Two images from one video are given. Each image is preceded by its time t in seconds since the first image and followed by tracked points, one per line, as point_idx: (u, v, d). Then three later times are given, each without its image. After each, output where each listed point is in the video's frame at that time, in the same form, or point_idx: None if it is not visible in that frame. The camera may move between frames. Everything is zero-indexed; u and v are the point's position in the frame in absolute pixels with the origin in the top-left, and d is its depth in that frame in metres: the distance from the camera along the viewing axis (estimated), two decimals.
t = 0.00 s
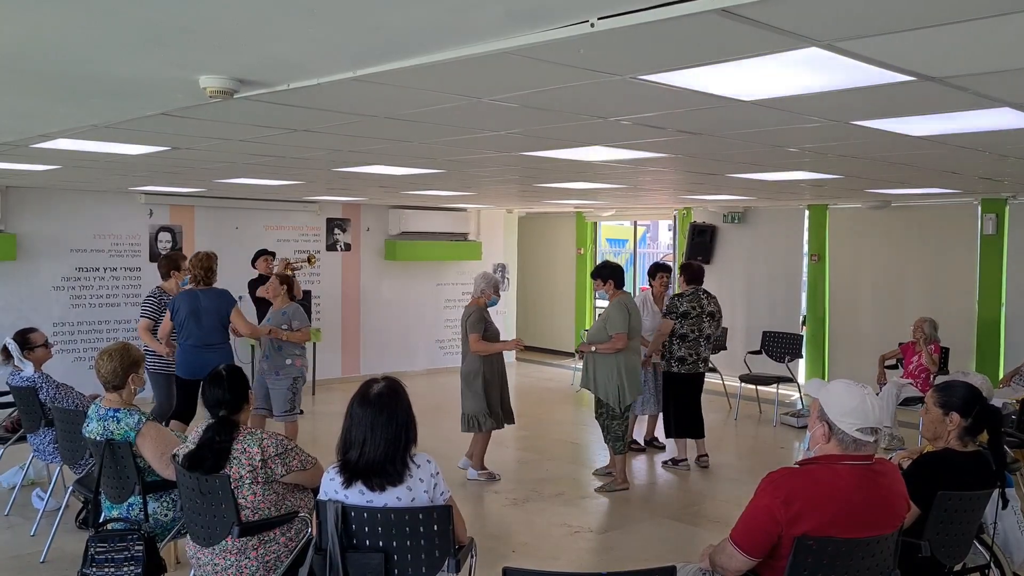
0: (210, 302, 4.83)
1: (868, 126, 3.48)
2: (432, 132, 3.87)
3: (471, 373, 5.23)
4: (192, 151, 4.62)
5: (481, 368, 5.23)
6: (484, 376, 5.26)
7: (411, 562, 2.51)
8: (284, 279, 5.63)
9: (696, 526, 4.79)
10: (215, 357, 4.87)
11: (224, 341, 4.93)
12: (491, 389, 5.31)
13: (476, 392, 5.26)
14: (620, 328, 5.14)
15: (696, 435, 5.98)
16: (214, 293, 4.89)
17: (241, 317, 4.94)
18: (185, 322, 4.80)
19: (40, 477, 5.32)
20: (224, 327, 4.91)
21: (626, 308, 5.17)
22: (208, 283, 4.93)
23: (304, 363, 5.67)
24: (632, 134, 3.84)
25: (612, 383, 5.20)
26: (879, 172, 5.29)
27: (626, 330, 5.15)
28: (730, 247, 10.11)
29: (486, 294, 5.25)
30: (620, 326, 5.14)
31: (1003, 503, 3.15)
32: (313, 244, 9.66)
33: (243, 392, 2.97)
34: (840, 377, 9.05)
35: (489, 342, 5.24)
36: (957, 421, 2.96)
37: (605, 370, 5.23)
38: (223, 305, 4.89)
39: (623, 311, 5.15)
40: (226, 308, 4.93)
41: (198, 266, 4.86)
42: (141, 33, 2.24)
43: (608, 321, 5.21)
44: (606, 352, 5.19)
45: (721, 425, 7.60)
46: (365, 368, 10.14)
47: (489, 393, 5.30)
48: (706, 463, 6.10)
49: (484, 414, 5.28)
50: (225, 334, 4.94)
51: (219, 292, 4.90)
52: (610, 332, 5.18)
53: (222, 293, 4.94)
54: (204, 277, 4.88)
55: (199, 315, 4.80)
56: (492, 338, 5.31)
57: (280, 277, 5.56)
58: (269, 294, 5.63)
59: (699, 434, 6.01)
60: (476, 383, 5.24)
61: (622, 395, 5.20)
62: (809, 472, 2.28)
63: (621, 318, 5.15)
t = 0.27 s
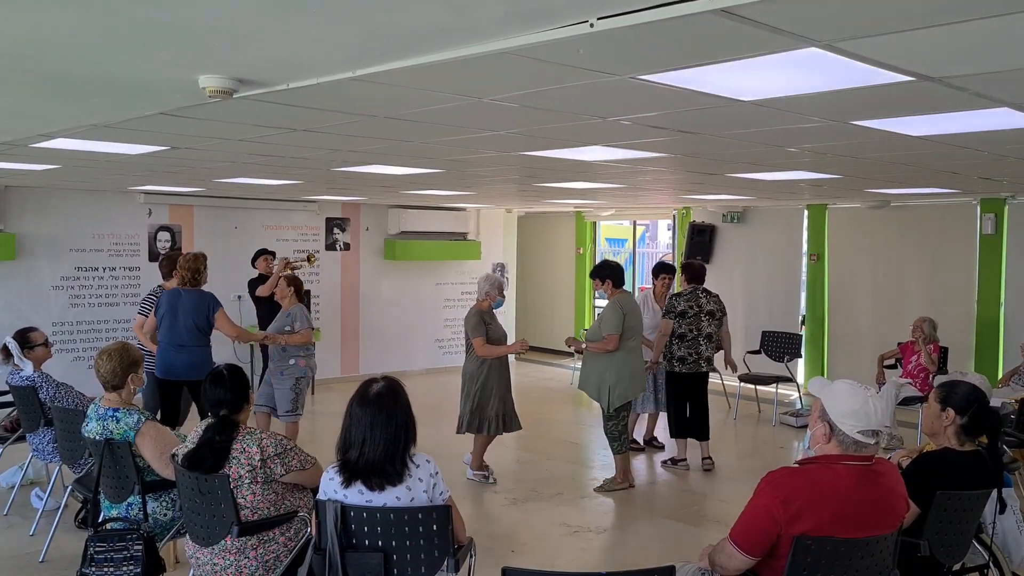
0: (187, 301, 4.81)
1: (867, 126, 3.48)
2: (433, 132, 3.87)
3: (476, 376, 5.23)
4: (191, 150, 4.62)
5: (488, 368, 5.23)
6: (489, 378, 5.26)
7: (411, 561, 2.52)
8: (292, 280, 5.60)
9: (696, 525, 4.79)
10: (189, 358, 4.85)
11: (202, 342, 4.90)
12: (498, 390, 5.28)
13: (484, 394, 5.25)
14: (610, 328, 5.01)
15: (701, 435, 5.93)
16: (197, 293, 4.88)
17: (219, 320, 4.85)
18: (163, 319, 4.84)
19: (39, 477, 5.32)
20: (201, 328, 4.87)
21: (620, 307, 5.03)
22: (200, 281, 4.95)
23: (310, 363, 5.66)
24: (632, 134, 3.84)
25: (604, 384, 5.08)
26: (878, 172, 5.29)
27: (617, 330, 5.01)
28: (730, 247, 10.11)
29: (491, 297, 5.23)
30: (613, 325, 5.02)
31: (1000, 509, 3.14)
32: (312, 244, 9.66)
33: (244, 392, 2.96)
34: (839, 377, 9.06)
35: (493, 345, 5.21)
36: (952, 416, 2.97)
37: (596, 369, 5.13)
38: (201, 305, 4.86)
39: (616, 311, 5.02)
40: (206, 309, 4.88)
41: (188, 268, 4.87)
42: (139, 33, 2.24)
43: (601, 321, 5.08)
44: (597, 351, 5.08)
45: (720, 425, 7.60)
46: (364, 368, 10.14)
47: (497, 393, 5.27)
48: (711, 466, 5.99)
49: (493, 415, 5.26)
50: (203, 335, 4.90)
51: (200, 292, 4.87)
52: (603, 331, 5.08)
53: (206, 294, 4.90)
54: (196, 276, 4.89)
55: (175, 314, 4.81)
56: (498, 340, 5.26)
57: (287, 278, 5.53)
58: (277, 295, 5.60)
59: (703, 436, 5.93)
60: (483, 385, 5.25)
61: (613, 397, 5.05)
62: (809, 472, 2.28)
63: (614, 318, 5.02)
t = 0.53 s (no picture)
0: (179, 299, 4.81)
1: (867, 125, 3.48)
2: (432, 132, 3.87)
3: (485, 374, 5.19)
4: (191, 150, 4.62)
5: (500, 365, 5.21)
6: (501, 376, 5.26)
7: (410, 561, 2.51)
8: (299, 278, 5.60)
9: (697, 525, 4.78)
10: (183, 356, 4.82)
11: (196, 340, 4.87)
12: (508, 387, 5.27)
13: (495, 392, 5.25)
14: (608, 328, 4.97)
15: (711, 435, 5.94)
16: (189, 291, 4.87)
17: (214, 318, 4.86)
18: (157, 317, 4.85)
19: (39, 477, 5.32)
20: (194, 326, 4.86)
21: (618, 308, 5.00)
22: (192, 280, 4.93)
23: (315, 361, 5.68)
24: (631, 133, 3.83)
25: (601, 384, 5.02)
26: (878, 171, 5.28)
27: (615, 331, 4.96)
28: (729, 246, 10.11)
29: (499, 294, 5.18)
30: (612, 326, 4.96)
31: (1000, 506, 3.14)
32: (312, 243, 9.66)
33: (245, 392, 2.96)
34: (839, 376, 9.05)
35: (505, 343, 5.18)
36: (948, 413, 2.99)
37: (594, 371, 5.07)
38: (193, 303, 4.85)
39: (614, 312, 4.98)
40: (199, 306, 4.87)
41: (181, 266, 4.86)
42: (138, 32, 2.24)
43: (600, 322, 5.05)
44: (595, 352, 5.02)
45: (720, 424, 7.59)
46: (364, 367, 10.13)
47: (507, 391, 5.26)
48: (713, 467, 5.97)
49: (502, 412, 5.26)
50: (197, 333, 4.88)
51: (193, 290, 4.86)
52: (601, 332, 5.03)
53: (198, 292, 4.90)
54: (188, 273, 4.85)
55: (168, 311, 4.81)
56: (509, 338, 5.25)
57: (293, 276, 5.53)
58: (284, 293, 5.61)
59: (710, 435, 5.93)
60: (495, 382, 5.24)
61: (612, 398, 5.00)
62: (808, 471, 2.28)
63: (611, 318, 4.98)
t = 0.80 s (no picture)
0: (171, 299, 4.79)
1: (864, 124, 3.48)
2: (428, 131, 3.86)
3: (502, 377, 5.13)
4: (187, 149, 4.61)
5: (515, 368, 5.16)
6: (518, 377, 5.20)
7: (408, 561, 2.51)
8: (303, 277, 5.63)
9: (695, 524, 4.79)
10: (172, 358, 4.78)
11: (187, 343, 4.83)
12: (521, 389, 5.22)
13: (514, 393, 5.19)
14: (599, 328, 4.97)
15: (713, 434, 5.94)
16: (183, 292, 4.86)
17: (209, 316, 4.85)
18: (151, 318, 4.86)
19: (37, 476, 5.32)
20: (185, 328, 4.82)
21: (610, 308, 4.99)
22: (188, 283, 4.96)
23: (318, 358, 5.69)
24: (628, 132, 3.83)
25: (594, 384, 5.02)
26: (875, 169, 5.28)
27: (605, 330, 4.96)
28: (728, 244, 10.10)
29: (509, 295, 5.17)
30: (603, 326, 4.96)
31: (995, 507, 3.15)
32: (310, 242, 9.66)
33: (242, 391, 2.96)
34: (837, 374, 9.06)
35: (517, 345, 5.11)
36: (943, 411, 3.00)
37: (587, 370, 5.08)
38: (185, 304, 4.82)
39: (604, 311, 4.97)
40: (191, 308, 4.84)
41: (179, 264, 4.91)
42: (133, 32, 2.23)
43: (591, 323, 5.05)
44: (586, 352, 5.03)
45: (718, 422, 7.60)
46: (363, 366, 10.13)
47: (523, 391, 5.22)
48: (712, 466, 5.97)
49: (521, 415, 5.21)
50: (188, 336, 4.84)
51: (186, 291, 4.85)
52: (593, 332, 5.03)
53: (192, 294, 4.87)
54: (182, 278, 4.92)
55: (160, 312, 4.82)
56: (521, 340, 5.18)
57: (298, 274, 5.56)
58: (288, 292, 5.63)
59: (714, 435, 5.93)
60: (512, 384, 5.17)
61: (604, 400, 5.01)
62: (805, 471, 2.28)
63: (603, 318, 4.97)
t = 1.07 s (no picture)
0: (176, 298, 4.78)
1: (859, 121, 3.48)
2: (424, 130, 3.86)
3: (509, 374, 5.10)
4: (183, 149, 4.60)
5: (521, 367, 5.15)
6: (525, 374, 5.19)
7: (404, 559, 2.52)
8: (302, 275, 5.63)
9: (692, 522, 4.80)
10: (186, 356, 4.80)
11: (199, 339, 4.85)
12: (529, 387, 5.21)
13: (523, 392, 5.17)
14: (585, 324, 4.98)
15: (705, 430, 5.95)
16: (188, 289, 4.84)
17: (215, 309, 4.82)
18: (158, 319, 4.85)
19: (34, 476, 5.32)
20: (194, 324, 4.82)
21: (598, 304, 5.01)
22: (189, 281, 4.95)
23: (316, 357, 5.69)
24: (623, 131, 3.83)
25: (583, 383, 5.03)
26: (871, 167, 5.29)
27: (592, 327, 4.97)
28: (725, 241, 10.11)
29: (513, 292, 5.15)
30: (591, 322, 4.97)
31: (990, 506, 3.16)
32: (307, 241, 9.65)
33: (239, 391, 2.96)
34: (834, 371, 9.07)
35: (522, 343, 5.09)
36: (938, 409, 3.01)
37: (577, 368, 5.08)
38: (191, 301, 4.81)
39: (591, 308, 4.99)
40: (197, 304, 4.84)
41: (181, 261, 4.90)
42: (126, 32, 2.23)
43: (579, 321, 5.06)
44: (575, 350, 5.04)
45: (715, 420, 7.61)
46: (360, 365, 10.13)
47: (530, 391, 5.21)
48: (707, 462, 6.01)
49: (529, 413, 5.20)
50: (199, 331, 4.84)
51: (190, 288, 4.84)
52: (581, 329, 5.03)
53: (196, 290, 4.86)
54: (184, 274, 4.90)
55: (166, 312, 4.80)
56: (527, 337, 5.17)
57: (297, 273, 5.56)
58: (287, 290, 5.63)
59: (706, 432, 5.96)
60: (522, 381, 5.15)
61: (594, 398, 4.99)
62: (801, 469, 2.28)
63: (590, 314, 4.99)
